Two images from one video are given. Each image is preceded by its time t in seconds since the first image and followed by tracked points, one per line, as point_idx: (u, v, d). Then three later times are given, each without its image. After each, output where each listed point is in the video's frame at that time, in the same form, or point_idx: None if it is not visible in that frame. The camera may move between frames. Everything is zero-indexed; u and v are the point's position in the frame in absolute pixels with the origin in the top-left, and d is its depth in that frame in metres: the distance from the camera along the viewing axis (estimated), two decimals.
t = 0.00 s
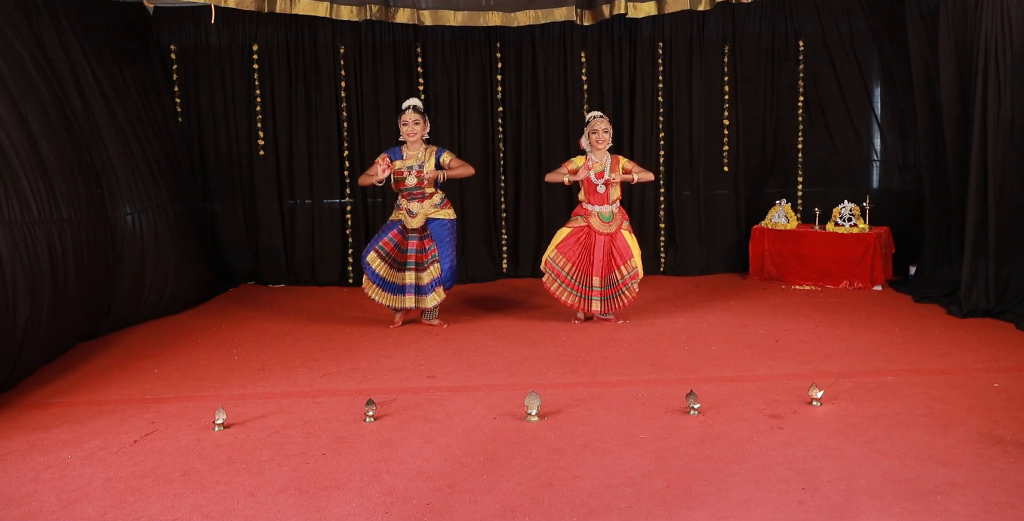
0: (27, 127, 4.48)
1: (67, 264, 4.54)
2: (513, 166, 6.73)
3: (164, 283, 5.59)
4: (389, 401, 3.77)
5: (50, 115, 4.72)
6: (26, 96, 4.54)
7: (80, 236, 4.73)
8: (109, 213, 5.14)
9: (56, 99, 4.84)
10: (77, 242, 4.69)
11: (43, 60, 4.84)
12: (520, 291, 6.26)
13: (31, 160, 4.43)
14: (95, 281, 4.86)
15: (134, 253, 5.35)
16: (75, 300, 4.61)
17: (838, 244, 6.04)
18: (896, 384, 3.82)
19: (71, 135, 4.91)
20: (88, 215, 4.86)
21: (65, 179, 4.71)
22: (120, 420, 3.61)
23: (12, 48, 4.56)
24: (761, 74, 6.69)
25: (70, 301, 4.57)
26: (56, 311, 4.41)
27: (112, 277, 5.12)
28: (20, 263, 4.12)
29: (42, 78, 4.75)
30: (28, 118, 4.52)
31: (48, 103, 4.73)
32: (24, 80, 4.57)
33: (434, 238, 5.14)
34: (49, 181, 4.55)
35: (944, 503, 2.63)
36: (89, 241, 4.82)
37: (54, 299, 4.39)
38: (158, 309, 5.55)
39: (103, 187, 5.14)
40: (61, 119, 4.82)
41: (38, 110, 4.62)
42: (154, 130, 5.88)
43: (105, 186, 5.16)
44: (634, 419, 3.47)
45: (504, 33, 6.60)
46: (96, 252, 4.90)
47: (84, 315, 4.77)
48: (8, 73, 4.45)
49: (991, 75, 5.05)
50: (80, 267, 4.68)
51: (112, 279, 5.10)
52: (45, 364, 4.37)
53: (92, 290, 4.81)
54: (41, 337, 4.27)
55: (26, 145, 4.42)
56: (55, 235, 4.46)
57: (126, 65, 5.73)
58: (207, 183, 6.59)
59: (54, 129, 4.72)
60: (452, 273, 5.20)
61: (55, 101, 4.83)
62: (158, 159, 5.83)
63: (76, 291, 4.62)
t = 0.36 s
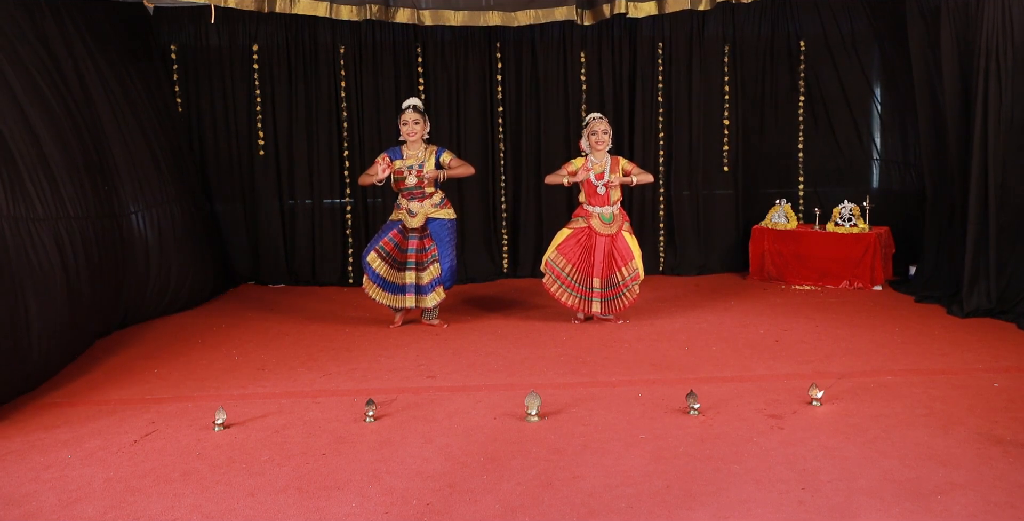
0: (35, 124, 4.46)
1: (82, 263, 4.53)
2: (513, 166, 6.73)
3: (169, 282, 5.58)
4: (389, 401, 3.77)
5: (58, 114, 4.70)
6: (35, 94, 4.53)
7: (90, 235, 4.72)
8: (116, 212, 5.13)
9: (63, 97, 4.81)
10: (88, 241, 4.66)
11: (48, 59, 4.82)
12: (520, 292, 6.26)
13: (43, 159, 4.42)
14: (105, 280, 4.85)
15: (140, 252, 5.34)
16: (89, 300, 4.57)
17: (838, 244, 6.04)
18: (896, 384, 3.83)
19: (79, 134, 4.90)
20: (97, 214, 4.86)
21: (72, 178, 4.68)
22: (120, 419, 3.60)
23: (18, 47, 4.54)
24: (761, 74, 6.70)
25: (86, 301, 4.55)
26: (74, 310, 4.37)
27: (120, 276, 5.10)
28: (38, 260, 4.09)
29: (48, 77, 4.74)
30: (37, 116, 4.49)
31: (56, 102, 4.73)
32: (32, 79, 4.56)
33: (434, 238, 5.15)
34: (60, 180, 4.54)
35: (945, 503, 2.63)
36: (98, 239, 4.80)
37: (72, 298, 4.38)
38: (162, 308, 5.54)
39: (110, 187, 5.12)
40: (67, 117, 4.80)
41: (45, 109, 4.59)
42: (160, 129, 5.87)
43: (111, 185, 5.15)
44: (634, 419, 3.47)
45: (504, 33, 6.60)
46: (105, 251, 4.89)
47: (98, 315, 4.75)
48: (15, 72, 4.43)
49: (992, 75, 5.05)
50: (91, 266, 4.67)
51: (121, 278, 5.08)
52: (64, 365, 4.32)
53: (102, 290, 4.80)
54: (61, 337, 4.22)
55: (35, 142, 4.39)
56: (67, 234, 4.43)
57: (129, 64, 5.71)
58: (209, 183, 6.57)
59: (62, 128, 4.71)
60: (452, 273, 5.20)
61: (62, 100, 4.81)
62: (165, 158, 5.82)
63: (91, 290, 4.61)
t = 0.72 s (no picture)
0: (45, 122, 4.44)
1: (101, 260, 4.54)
2: (513, 166, 6.73)
3: (176, 281, 5.58)
4: (389, 402, 3.77)
5: (63, 112, 4.69)
6: (42, 93, 4.53)
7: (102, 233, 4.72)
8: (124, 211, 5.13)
9: (67, 97, 4.81)
10: (103, 238, 4.64)
11: (52, 59, 4.82)
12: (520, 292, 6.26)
13: (54, 157, 4.43)
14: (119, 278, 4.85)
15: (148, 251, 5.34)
16: (108, 297, 4.55)
17: (837, 244, 6.04)
18: (896, 384, 3.83)
19: (85, 133, 4.91)
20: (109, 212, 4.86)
21: (82, 176, 4.66)
22: (120, 419, 3.61)
23: (21, 46, 4.53)
24: (762, 74, 6.70)
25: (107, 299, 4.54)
26: (94, 308, 4.35)
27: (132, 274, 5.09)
28: (55, 256, 4.07)
29: (53, 76, 4.73)
30: (45, 114, 4.48)
31: (62, 102, 4.72)
32: (37, 78, 4.55)
33: (434, 238, 5.15)
34: (73, 177, 4.55)
35: (945, 504, 2.63)
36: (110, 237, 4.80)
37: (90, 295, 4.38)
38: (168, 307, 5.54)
39: (117, 186, 5.11)
40: (72, 116, 4.79)
41: (52, 107, 4.58)
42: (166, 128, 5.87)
43: (118, 184, 5.14)
44: (634, 419, 3.47)
45: (504, 33, 6.60)
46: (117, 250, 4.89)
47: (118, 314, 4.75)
48: (20, 70, 4.42)
49: (992, 75, 5.05)
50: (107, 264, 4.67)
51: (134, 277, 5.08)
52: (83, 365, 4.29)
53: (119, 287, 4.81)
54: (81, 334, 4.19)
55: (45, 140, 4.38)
56: (81, 230, 4.42)
57: (131, 63, 5.70)
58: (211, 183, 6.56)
59: (70, 127, 4.71)
60: (452, 273, 5.20)
61: (67, 99, 4.81)
62: (171, 157, 5.83)
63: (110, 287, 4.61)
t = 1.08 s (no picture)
0: (50, 119, 4.43)
1: (118, 257, 4.54)
2: (513, 166, 6.74)
3: (181, 280, 5.58)
4: (389, 402, 3.77)
5: (67, 111, 4.68)
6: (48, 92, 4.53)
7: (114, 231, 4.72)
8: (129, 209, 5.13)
9: (71, 97, 4.82)
10: (114, 234, 4.63)
11: (55, 59, 4.83)
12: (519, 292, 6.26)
13: (64, 154, 4.43)
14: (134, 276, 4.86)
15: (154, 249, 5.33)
16: (123, 294, 4.53)
17: (837, 244, 6.04)
18: (896, 384, 3.82)
19: (90, 132, 4.92)
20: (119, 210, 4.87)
21: (92, 174, 4.67)
22: (117, 419, 3.61)
23: (24, 44, 4.53)
24: (761, 75, 6.71)
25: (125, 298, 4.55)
26: (109, 304, 4.33)
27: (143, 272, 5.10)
28: (70, 251, 4.05)
29: (56, 76, 4.74)
30: (50, 111, 4.47)
31: (66, 101, 4.73)
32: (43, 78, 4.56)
33: (434, 238, 5.15)
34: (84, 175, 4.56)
35: (945, 504, 2.63)
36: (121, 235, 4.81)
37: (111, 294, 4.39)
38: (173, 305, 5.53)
39: (122, 185, 5.11)
40: (75, 115, 4.78)
41: (57, 105, 4.57)
42: (168, 126, 5.88)
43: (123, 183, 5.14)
44: (634, 419, 3.47)
45: (504, 33, 6.60)
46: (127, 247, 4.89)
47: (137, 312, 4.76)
48: (24, 68, 4.41)
49: (992, 75, 5.04)
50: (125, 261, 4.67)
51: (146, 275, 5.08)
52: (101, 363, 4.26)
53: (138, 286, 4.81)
54: (96, 331, 4.16)
55: (52, 136, 4.37)
56: (92, 226, 4.40)
57: (132, 62, 5.69)
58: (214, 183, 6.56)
59: (75, 126, 4.71)
60: (452, 274, 5.20)
61: (71, 99, 4.82)
62: (175, 156, 5.83)
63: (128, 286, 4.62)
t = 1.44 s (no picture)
0: (57, 114, 4.40)
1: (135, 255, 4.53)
2: (513, 166, 6.74)
3: (186, 279, 5.57)
4: (389, 402, 3.77)
5: (72, 109, 4.65)
6: (54, 90, 4.53)
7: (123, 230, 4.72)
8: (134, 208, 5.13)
9: (75, 96, 4.81)
10: (125, 230, 4.57)
11: (58, 57, 4.82)
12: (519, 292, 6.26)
13: (75, 151, 4.43)
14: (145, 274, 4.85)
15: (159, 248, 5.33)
16: (146, 292, 4.52)
17: (837, 244, 6.04)
18: (896, 384, 3.83)
19: (95, 130, 4.91)
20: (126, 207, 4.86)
21: (101, 172, 4.66)
22: (116, 420, 3.60)
23: (28, 42, 4.50)
24: (762, 75, 6.71)
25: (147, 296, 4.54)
26: (128, 295, 4.25)
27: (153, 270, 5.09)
28: (86, 240, 3.98)
29: (60, 74, 4.74)
30: (55, 107, 4.43)
31: (71, 99, 4.73)
32: (48, 76, 4.55)
33: (434, 238, 5.15)
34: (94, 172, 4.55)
35: (945, 504, 2.63)
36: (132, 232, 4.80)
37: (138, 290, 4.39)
38: (178, 304, 5.52)
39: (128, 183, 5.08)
40: (80, 113, 4.75)
41: (60, 102, 4.54)
42: (170, 125, 5.86)
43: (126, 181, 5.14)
44: (634, 419, 3.47)
45: (504, 33, 6.60)
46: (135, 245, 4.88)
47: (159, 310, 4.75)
48: (28, 63, 4.38)
49: (994, 74, 5.04)
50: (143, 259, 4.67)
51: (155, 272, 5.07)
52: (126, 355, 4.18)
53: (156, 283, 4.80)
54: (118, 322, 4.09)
55: (60, 129, 4.32)
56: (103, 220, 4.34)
57: (132, 61, 5.67)
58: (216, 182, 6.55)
59: (81, 124, 4.71)
60: (452, 274, 5.20)
61: (75, 97, 4.81)
62: (177, 154, 5.82)
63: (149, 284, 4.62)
